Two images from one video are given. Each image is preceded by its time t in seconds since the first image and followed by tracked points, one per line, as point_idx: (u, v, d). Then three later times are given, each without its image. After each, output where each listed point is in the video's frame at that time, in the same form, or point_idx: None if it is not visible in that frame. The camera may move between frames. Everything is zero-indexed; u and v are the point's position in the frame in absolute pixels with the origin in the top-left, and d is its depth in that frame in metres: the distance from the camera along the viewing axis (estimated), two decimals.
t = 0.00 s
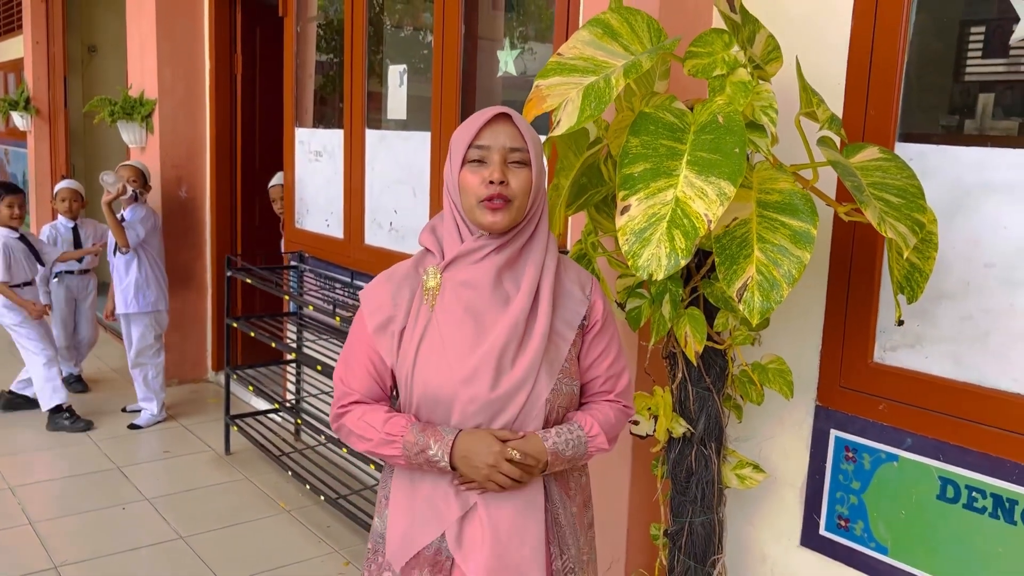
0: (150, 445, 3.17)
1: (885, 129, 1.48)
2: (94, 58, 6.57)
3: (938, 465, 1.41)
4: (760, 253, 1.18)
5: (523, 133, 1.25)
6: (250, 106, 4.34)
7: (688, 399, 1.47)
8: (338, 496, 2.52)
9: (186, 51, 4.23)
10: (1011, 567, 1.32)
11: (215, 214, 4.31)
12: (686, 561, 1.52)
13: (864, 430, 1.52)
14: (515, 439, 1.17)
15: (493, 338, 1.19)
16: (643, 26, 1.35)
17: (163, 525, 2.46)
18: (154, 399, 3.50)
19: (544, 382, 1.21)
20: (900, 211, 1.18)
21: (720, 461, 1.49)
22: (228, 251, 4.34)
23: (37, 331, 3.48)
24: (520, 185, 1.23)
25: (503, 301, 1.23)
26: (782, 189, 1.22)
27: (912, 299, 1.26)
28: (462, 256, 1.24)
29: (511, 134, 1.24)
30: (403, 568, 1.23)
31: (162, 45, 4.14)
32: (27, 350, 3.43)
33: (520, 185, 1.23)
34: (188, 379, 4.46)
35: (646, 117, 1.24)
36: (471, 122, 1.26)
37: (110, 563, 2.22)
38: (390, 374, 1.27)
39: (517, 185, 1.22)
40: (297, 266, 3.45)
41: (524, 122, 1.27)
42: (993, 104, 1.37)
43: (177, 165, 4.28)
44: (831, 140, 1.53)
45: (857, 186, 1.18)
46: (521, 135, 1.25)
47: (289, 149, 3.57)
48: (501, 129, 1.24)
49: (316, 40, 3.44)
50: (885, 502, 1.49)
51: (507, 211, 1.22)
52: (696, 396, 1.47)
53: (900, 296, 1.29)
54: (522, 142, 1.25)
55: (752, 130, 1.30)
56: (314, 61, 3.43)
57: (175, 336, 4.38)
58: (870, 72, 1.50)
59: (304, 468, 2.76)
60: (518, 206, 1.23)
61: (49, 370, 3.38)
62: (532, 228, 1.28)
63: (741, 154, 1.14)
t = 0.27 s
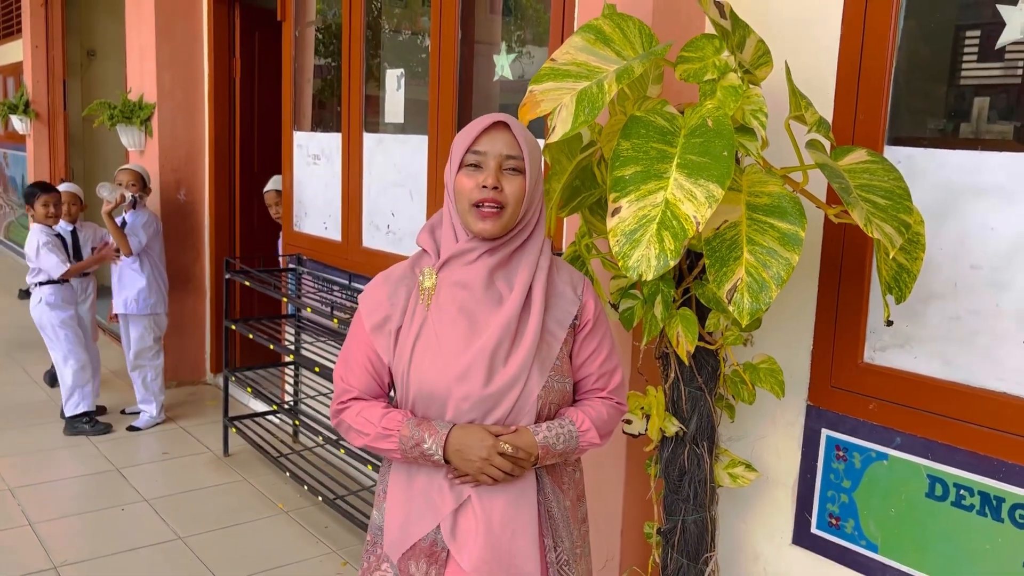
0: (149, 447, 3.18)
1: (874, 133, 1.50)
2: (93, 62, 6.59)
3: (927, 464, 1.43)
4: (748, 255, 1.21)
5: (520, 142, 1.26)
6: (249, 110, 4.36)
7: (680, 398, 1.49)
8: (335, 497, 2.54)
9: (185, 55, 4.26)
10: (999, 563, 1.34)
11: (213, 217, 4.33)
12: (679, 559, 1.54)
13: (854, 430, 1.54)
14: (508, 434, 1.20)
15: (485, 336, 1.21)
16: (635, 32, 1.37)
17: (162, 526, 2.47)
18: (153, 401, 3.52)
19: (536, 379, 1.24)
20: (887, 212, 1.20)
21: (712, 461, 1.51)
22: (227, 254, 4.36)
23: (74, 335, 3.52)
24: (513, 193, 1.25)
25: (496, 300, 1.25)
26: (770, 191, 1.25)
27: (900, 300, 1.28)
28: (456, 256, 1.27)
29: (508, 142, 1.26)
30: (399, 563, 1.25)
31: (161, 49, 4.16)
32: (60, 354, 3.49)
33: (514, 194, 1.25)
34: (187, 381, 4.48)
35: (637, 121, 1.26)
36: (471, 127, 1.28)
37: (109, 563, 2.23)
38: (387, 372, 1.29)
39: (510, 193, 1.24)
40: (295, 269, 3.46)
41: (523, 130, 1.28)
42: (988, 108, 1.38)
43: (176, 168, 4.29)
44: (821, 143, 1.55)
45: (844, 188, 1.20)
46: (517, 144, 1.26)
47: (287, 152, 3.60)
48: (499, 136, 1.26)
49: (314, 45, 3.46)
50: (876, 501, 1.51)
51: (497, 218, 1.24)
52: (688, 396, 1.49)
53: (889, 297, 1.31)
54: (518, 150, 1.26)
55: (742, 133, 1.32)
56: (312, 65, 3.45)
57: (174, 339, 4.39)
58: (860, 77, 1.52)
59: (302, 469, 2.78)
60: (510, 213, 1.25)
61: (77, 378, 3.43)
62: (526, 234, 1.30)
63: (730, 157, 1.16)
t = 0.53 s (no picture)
0: (146, 448, 3.19)
1: (863, 134, 1.52)
2: (91, 65, 6.60)
3: (915, 461, 1.45)
4: (737, 255, 1.22)
5: (517, 162, 1.26)
6: (246, 113, 4.38)
7: (672, 397, 1.51)
8: (332, 497, 2.55)
9: (183, 58, 4.27)
10: (986, 559, 1.35)
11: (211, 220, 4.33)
12: (671, 556, 1.55)
13: (844, 428, 1.56)
14: (499, 429, 1.21)
15: (477, 334, 1.23)
16: (625, 36, 1.39)
17: (160, 527, 2.48)
18: (151, 403, 3.54)
19: (526, 376, 1.25)
20: (874, 212, 1.21)
21: (704, 459, 1.53)
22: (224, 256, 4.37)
23: (72, 336, 3.53)
24: (506, 212, 1.25)
25: (487, 298, 1.27)
26: (759, 193, 1.26)
27: (888, 299, 1.29)
28: (448, 258, 1.29)
29: (506, 160, 1.25)
30: (394, 559, 1.26)
31: (158, 53, 4.18)
32: (54, 352, 3.48)
33: (507, 212, 1.25)
34: (185, 383, 4.49)
35: (627, 123, 1.28)
36: (472, 140, 1.28)
37: (107, 563, 2.24)
38: (382, 370, 1.31)
39: (503, 211, 1.25)
40: (292, 271, 3.48)
41: (524, 149, 1.27)
42: (984, 110, 1.39)
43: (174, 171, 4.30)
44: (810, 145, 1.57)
45: (831, 189, 1.22)
46: (515, 164, 1.26)
47: (284, 155, 3.61)
48: (497, 154, 1.25)
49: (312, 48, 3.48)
50: (865, 498, 1.53)
51: (486, 233, 1.25)
52: (680, 395, 1.50)
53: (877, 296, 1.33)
54: (516, 171, 1.26)
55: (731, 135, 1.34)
56: (309, 67, 3.46)
57: (171, 341, 4.40)
58: (849, 80, 1.54)
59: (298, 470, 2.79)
60: (501, 231, 1.26)
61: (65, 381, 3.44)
62: (519, 246, 1.31)
63: (719, 159, 1.18)
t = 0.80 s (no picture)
0: (142, 451, 3.20)
1: (852, 136, 1.53)
2: (87, 68, 6.60)
3: (904, 460, 1.46)
4: (726, 256, 1.24)
5: (512, 163, 1.27)
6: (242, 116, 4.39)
7: (664, 396, 1.52)
8: (327, 498, 2.56)
9: (178, 61, 4.28)
10: (974, 556, 1.37)
11: (207, 222, 4.34)
12: (663, 555, 1.57)
13: (834, 427, 1.57)
14: (491, 429, 1.22)
15: (471, 335, 1.24)
16: (616, 39, 1.40)
17: (156, 528, 2.49)
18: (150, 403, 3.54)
19: (520, 377, 1.26)
20: (861, 213, 1.23)
21: (695, 458, 1.54)
22: (220, 259, 4.38)
23: (73, 339, 3.55)
24: (500, 213, 1.26)
25: (480, 300, 1.28)
26: (748, 194, 1.28)
27: (875, 299, 1.31)
28: (442, 259, 1.30)
29: (500, 162, 1.26)
30: (387, 558, 1.27)
31: (154, 56, 4.19)
32: (54, 355, 3.49)
33: (501, 213, 1.26)
34: (181, 386, 4.49)
35: (618, 125, 1.29)
36: (466, 142, 1.29)
37: (103, 565, 2.25)
38: (377, 369, 1.32)
39: (497, 212, 1.26)
40: (288, 273, 3.49)
41: (518, 150, 1.29)
42: (977, 112, 1.40)
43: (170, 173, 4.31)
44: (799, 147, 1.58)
45: (819, 190, 1.23)
46: (510, 165, 1.27)
47: (280, 158, 3.62)
48: (492, 156, 1.27)
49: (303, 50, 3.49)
50: (855, 496, 1.54)
51: (481, 233, 1.27)
52: (671, 394, 1.52)
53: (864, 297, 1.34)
54: (510, 172, 1.27)
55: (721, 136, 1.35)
56: (304, 70, 3.47)
57: (168, 344, 4.41)
58: (838, 82, 1.55)
59: (294, 472, 2.80)
60: (495, 231, 1.27)
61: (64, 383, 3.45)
62: (514, 245, 1.32)
63: (707, 160, 1.19)
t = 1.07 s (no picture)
0: (138, 453, 3.20)
1: (841, 136, 1.55)
2: (82, 71, 6.60)
3: (895, 457, 1.48)
4: (717, 256, 1.25)
5: (502, 154, 1.28)
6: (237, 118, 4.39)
7: (656, 395, 1.53)
8: (322, 499, 2.56)
9: (173, 64, 4.28)
10: (963, 553, 1.38)
11: (202, 224, 4.34)
12: (657, 553, 1.58)
13: (825, 426, 1.59)
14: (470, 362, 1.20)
15: (466, 337, 1.25)
16: (608, 39, 1.41)
17: (151, 530, 2.49)
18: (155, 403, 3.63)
19: (513, 379, 1.27)
20: (849, 213, 1.24)
21: (688, 457, 1.55)
22: (215, 261, 4.38)
23: (67, 343, 3.56)
24: (492, 205, 1.27)
25: (474, 300, 1.29)
26: (738, 195, 1.29)
27: (864, 298, 1.32)
28: (436, 259, 1.31)
29: (490, 154, 1.28)
30: (384, 558, 1.28)
31: (149, 58, 4.19)
32: (48, 358, 3.50)
33: (493, 205, 1.27)
34: (176, 388, 4.49)
35: (610, 126, 1.30)
36: (456, 138, 1.31)
37: (99, 566, 2.25)
38: (372, 370, 1.33)
39: (488, 205, 1.27)
40: (283, 275, 3.49)
41: (508, 143, 1.30)
42: (971, 113, 1.41)
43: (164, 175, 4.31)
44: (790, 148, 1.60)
45: (808, 190, 1.24)
46: (500, 156, 1.28)
47: (275, 160, 3.63)
48: (482, 148, 1.28)
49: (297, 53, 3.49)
50: (846, 494, 1.56)
51: (473, 227, 1.27)
52: (664, 394, 1.53)
53: (853, 296, 1.35)
54: (500, 163, 1.28)
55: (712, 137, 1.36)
56: (299, 73, 3.48)
57: (163, 346, 4.41)
58: (828, 83, 1.57)
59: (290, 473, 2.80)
60: (487, 224, 1.28)
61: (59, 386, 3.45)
62: (506, 241, 1.33)
63: (698, 161, 1.20)
